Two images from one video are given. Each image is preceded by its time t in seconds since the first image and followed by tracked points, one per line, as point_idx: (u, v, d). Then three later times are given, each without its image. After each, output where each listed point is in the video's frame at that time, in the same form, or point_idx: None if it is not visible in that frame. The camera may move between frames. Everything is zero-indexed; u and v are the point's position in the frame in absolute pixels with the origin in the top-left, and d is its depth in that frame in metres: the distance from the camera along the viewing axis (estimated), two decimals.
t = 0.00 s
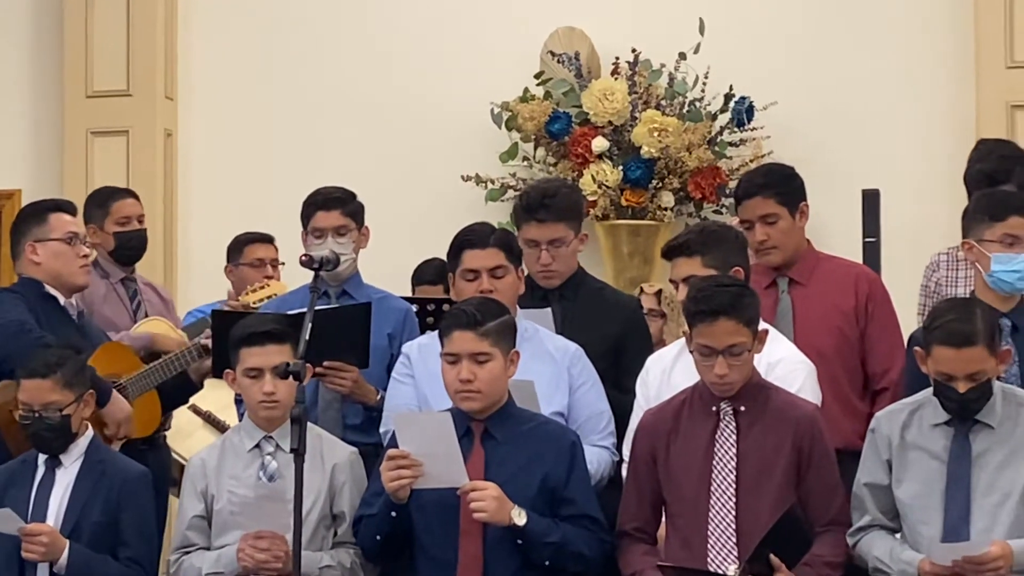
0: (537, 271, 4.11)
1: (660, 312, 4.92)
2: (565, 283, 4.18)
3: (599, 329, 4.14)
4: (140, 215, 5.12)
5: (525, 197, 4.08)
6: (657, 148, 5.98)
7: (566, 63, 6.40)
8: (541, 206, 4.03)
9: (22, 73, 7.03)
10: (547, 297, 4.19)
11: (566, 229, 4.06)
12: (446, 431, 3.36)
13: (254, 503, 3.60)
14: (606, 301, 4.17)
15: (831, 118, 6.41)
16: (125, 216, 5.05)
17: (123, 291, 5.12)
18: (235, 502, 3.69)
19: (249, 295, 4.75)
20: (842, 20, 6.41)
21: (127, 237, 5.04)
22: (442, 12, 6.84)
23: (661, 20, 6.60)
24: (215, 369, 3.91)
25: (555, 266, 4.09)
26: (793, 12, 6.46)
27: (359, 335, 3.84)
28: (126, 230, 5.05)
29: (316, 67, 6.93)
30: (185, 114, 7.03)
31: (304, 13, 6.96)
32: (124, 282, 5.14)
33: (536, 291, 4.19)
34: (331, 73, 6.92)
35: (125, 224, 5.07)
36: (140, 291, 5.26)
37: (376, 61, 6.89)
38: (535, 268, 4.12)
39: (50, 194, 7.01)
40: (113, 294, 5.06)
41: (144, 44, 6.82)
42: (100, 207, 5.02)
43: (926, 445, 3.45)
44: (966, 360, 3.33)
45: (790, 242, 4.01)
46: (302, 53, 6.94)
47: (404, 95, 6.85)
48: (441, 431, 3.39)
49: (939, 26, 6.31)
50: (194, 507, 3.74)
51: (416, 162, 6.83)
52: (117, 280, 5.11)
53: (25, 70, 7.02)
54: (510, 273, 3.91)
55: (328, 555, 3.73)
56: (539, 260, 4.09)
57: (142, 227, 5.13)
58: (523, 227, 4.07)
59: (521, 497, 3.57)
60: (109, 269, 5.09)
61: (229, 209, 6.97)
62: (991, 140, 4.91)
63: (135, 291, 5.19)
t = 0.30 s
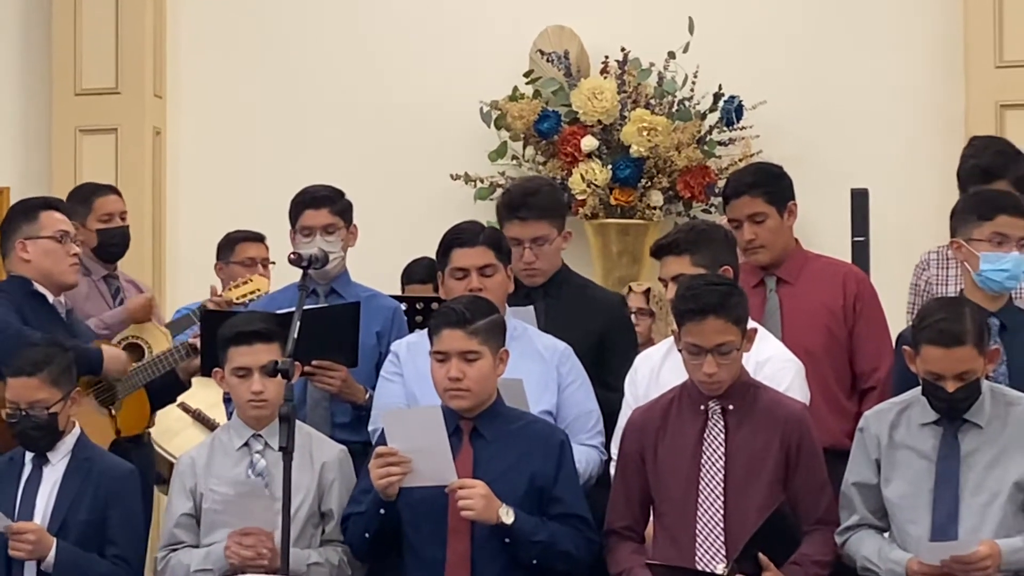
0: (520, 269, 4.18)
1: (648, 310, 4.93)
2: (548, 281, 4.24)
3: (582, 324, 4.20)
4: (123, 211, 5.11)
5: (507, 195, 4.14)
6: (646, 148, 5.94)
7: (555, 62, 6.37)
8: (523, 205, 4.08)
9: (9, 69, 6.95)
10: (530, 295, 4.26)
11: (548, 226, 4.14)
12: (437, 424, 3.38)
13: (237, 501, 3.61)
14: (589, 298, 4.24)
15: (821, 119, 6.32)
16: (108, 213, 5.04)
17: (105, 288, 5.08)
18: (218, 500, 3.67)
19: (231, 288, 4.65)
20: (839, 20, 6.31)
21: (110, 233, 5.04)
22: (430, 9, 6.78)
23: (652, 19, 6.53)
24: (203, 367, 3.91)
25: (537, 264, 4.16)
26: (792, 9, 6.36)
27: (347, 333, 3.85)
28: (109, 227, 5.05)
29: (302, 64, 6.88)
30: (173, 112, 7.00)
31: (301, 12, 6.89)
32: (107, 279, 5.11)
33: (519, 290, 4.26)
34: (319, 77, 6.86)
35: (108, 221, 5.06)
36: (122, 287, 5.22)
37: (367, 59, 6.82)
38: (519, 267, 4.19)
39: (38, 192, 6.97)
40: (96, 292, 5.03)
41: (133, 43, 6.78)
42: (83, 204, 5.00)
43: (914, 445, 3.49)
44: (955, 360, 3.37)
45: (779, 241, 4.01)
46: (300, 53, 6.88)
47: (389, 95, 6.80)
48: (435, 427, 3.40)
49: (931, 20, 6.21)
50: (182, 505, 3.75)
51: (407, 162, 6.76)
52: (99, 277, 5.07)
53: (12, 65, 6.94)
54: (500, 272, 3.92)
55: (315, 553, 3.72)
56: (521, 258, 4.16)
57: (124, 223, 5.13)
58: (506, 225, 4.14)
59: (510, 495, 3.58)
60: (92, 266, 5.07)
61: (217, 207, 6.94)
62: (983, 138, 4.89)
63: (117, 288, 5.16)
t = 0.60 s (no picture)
0: (504, 266, 4.21)
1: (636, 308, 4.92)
2: (531, 279, 4.27)
3: (567, 320, 4.22)
4: (105, 207, 5.08)
5: (492, 191, 4.16)
6: (634, 145, 5.85)
7: (544, 60, 6.24)
8: (507, 201, 4.10)
9: None
10: (514, 291, 4.29)
11: (531, 223, 4.16)
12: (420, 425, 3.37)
13: (218, 496, 3.68)
14: (573, 295, 4.26)
15: (813, 117, 6.24)
16: (90, 209, 5.01)
17: (87, 285, 5.11)
18: (201, 496, 3.70)
19: (213, 283, 4.56)
20: (832, 19, 6.24)
21: (92, 229, 5.01)
22: (418, 6, 6.65)
23: (641, 16, 6.43)
24: (190, 365, 3.91)
25: (520, 260, 4.20)
26: (786, 6, 6.28)
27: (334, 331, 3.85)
28: (92, 223, 5.02)
29: (284, 60, 6.73)
30: (163, 107, 6.84)
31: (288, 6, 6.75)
32: (89, 276, 5.13)
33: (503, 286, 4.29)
34: (302, 74, 6.71)
35: (90, 217, 5.03)
36: (104, 284, 5.24)
37: (356, 56, 6.68)
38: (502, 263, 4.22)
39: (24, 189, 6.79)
40: (79, 289, 5.06)
41: (121, 37, 6.67)
42: (66, 199, 4.97)
43: (902, 443, 3.49)
44: (943, 359, 3.37)
45: (765, 239, 4.02)
46: (278, 52, 6.73)
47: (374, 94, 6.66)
48: (415, 423, 3.39)
49: (923, 20, 6.16)
50: (170, 502, 3.75)
51: (396, 161, 6.62)
52: (82, 274, 5.10)
53: None
54: (487, 269, 3.91)
55: (304, 549, 3.72)
56: (505, 254, 4.19)
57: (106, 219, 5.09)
58: (490, 221, 4.15)
59: (498, 493, 3.58)
60: (75, 263, 5.08)
61: (205, 206, 6.77)
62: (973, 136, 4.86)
63: (99, 284, 5.18)
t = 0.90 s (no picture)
0: (491, 263, 4.21)
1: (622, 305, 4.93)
2: (518, 276, 4.27)
3: (555, 318, 4.22)
4: (88, 203, 5.07)
5: (479, 187, 4.15)
6: (621, 142, 5.83)
7: (530, 56, 6.26)
8: (495, 198, 4.10)
9: None
10: (500, 288, 4.28)
11: (519, 221, 4.16)
12: (407, 422, 3.36)
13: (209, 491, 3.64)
14: (559, 293, 4.26)
15: (800, 114, 6.24)
16: (73, 205, 5.01)
17: (70, 281, 5.10)
18: (190, 492, 3.69)
19: (198, 280, 4.57)
20: (821, 20, 6.23)
21: (75, 225, 5.00)
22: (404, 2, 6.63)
23: (628, 12, 6.41)
24: (176, 361, 3.90)
25: (508, 257, 4.20)
26: (773, 3, 6.28)
27: (320, 327, 3.85)
28: (75, 219, 5.02)
29: (271, 57, 6.71)
30: (148, 103, 6.81)
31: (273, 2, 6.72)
32: (72, 272, 5.13)
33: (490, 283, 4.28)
34: (288, 71, 6.70)
35: (74, 212, 5.03)
36: (87, 280, 5.24)
37: (340, 53, 6.67)
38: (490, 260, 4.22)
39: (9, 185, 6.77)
40: (61, 285, 5.06)
41: (107, 33, 6.63)
42: (49, 195, 4.97)
43: (888, 440, 3.50)
44: (929, 355, 3.38)
45: (751, 235, 4.02)
46: (262, 51, 6.72)
47: (361, 93, 6.64)
48: (403, 421, 3.38)
49: (910, 18, 6.16)
50: (157, 499, 3.74)
51: (383, 157, 6.62)
52: (64, 270, 5.09)
53: None
54: (474, 265, 3.91)
55: (291, 546, 3.71)
56: (492, 251, 4.19)
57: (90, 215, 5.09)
58: (478, 217, 4.15)
59: (485, 490, 3.58)
60: (57, 259, 5.07)
61: (190, 201, 6.76)
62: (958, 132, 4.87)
63: (82, 280, 5.17)
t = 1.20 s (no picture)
0: (478, 259, 4.19)
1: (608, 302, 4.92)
2: (505, 272, 4.26)
3: (540, 315, 4.22)
4: (71, 198, 5.07)
5: (467, 184, 4.15)
6: (605, 138, 5.84)
7: (515, 52, 6.26)
8: (483, 194, 4.09)
9: None
10: (487, 285, 4.27)
11: (508, 217, 4.15)
12: (393, 416, 3.36)
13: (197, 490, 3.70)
14: (545, 290, 4.26)
15: (786, 111, 6.24)
16: (56, 200, 5.00)
17: (52, 276, 5.10)
18: (174, 490, 3.71)
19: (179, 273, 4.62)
20: (806, 15, 6.23)
21: (57, 221, 5.00)
22: None
23: (612, 8, 6.41)
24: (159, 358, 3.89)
25: (496, 254, 4.18)
26: None
27: (303, 323, 3.85)
28: (57, 214, 5.01)
29: (256, 53, 6.69)
30: (131, 98, 6.78)
31: None
32: (54, 267, 5.12)
33: (478, 280, 4.27)
34: (273, 67, 6.68)
35: (56, 208, 5.02)
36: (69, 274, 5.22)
37: (325, 48, 6.65)
38: (477, 255, 4.19)
39: None
40: (43, 280, 5.05)
41: (91, 27, 6.61)
42: (31, 190, 4.96)
43: (872, 436, 3.50)
44: (913, 351, 3.39)
45: (736, 232, 4.03)
46: (246, 47, 6.70)
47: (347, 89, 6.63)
48: (390, 417, 3.39)
49: (895, 15, 6.16)
50: (139, 494, 3.74)
51: (369, 152, 6.61)
52: (47, 265, 5.09)
53: None
54: (458, 261, 3.91)
55: (273, 544, 3.71)
56: (480, 247, 4.17)
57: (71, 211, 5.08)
58: (466, 214, 4.14)
59: (469, 486, 3.58)
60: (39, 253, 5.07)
61: (174, 196, 6.73)
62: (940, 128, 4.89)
63: (65, 275, 5.16)
